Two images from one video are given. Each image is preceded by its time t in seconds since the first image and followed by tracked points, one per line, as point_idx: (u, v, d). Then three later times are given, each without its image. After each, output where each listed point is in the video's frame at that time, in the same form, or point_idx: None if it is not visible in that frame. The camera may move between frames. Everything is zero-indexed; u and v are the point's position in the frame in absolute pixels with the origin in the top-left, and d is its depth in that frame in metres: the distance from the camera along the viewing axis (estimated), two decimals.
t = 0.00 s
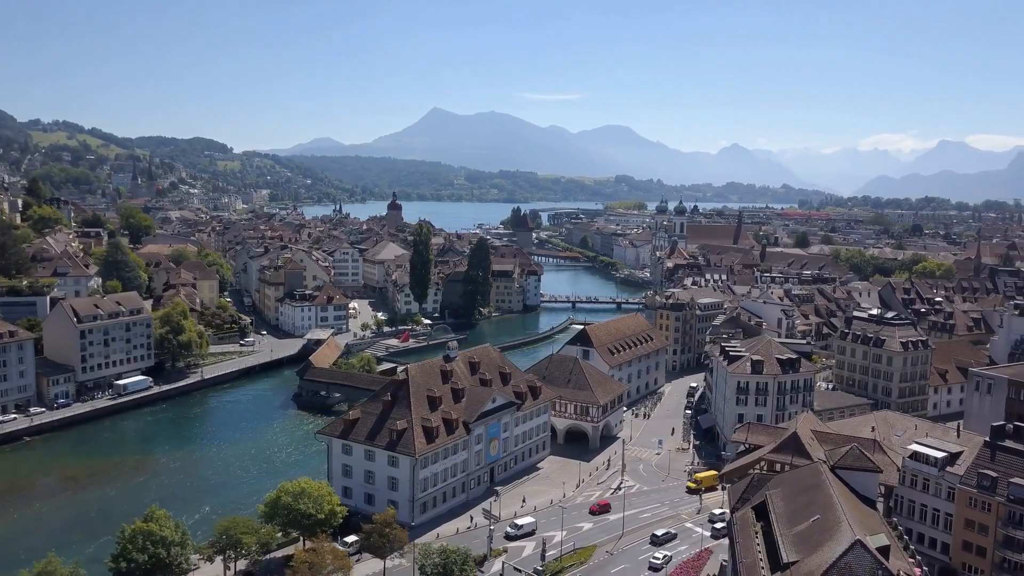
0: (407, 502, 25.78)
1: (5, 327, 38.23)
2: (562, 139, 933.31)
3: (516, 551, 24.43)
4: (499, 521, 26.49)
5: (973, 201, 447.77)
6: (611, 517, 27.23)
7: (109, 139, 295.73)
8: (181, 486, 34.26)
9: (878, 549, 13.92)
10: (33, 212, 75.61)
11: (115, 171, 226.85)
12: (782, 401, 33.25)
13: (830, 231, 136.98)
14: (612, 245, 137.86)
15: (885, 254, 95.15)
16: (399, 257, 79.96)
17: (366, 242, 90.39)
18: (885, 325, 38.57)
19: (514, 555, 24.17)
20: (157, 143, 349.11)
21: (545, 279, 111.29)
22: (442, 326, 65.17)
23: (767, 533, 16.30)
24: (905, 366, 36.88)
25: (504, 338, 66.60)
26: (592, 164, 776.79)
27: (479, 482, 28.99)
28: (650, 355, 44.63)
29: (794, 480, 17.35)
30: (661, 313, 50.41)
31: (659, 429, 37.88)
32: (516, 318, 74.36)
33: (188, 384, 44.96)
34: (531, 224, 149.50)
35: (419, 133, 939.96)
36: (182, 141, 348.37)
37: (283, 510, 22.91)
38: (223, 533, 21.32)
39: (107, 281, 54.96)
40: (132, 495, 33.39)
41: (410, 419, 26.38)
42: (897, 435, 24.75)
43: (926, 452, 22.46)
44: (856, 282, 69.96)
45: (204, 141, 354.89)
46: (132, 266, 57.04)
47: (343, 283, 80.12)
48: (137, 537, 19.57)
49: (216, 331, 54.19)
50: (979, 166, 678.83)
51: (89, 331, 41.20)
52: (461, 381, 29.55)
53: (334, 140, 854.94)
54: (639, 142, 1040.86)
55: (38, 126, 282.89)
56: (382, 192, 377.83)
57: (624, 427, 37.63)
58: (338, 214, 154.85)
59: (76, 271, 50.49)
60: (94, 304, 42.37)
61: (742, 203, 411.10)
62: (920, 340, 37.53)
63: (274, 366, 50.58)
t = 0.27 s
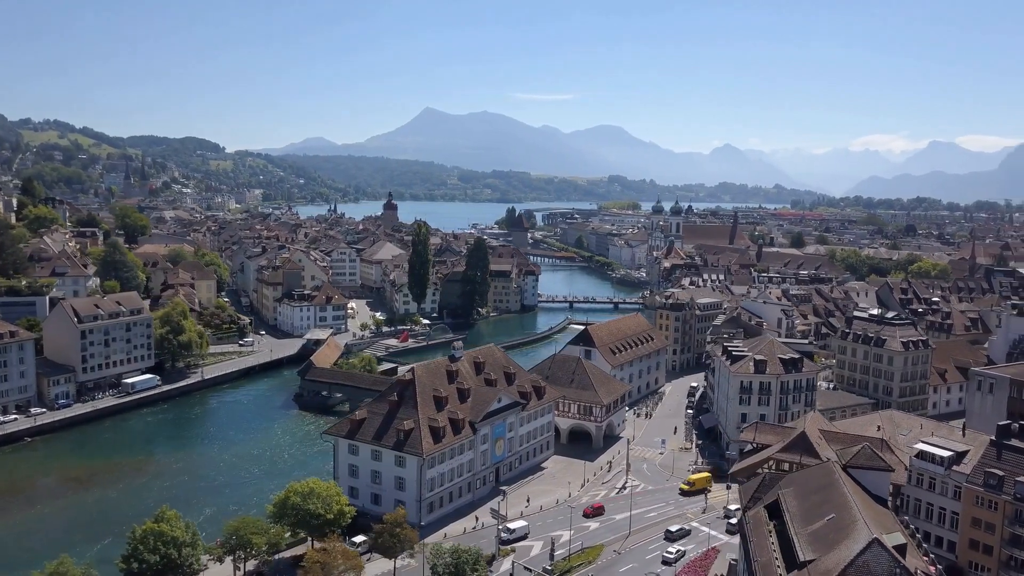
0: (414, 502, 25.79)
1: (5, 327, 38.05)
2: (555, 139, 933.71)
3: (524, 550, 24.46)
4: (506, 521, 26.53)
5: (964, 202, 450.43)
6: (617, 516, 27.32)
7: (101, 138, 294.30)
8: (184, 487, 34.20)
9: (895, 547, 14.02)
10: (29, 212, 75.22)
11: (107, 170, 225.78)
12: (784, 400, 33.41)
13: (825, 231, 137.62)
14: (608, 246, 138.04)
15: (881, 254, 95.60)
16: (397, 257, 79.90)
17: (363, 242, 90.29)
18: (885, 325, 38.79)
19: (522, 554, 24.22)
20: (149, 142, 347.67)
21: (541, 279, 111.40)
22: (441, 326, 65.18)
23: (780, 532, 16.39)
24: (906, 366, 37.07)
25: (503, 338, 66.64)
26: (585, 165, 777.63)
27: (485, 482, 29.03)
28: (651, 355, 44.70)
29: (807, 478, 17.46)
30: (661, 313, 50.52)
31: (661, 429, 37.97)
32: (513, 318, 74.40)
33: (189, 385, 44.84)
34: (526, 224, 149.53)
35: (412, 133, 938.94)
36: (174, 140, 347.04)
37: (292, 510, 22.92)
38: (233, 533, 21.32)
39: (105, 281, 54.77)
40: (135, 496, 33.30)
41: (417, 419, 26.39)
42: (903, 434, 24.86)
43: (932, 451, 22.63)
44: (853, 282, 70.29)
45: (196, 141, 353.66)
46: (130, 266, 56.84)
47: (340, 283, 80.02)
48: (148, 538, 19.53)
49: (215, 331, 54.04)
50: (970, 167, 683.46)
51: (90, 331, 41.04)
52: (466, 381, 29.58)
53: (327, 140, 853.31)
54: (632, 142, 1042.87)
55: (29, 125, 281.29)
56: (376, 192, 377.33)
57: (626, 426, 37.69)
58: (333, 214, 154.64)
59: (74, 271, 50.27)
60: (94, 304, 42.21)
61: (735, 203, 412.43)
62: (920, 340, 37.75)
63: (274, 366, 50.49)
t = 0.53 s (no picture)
0: (421, 502, 25.80)
1: (6, 327, 37.91)
2: (549, 139, 933.97)
3: (531, 550, 24.50)
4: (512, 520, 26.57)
5: (957, 202, 452.37)
6: (623, 516, 27.39)
7: (94, 138, 293.17)
8: (188, 487, 34.15)
9: (909, 546, 14.10)
10: (25, 212, 74.94)
11: (101, 169, 224.85)
12: (787, 400, 33.53)
13: (820, 231, 138.08)
14: (604, 245, 138.26)
15: (877, 254, 95.99)
16: (395, 258, 79.86)
17: (360, 242, 90.19)
18: (886, 325, 38.95)
19: (529, 554, 24.27)
20: (143, 142, 346.45)
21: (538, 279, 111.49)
22: (440, 326, 65.16)
23: (793, 531, 16.48)
24: (907, 366, 37.24)
25: (502, 338, 66.65)
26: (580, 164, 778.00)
27: (490, 482, 29.07)
28: (652, 355, 44.78)
29: (818, 478, 17.55)
30: (662, 313, 50.64)
31: (663, 428, 38.05)
32: (512, 318, 74.44)
33: (190, 385, 44.76)
34: (523, 224, 149.52)
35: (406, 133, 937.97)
36: (168, 140, 345.88)
37: (300, 510, 22.93)
38: (242, 534, 21.32)
39: (104, 281, 54.64)
40: (138, 497, 33.22)
41: (423, 419, 26.41)
42: (908, 433, 24.93)
43: (939, 451, 22.70)
44: (850, 282, 70.52)
45: (190, 140, 352.57)
46: (129, 266, 56.71)
47: (338, 283, 79.96)
48: (158, 538, 19.52)
49: (215, 331, 53.94)
50: (963, 167, 686.52)
51: (90, 331, 40.92)
52: (471, 380, 29.60)
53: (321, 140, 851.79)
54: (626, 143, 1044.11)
55: (21, 124, 279.89)
56: (370, 192, 376.78)
57: (629, 426, 37.77)
58: (329, 214, 154.42)
59: (74, 271, 50.13)
60: (95, 304, 42.10)
61: (729, 203, 413.42)
62: (921, 340, 37.92)
63: (274, 366, 50.43)
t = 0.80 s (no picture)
0: (429, 502, 25.81)
1: (7, 327, 37.74)
2: (542, 139, 934.52)
3: (540, 550, 24.57)
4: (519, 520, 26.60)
5: (948, 203, 454.69)
6: (630, 515, 27.48)
7: (85, 137, 291.72)
8: (192, 488, 34.09)
9: (926, 544, 14.22)
10: (21, 211, 74.57)
11: (93, 169, 223.71)
12: (790, 399, 33.68)
13: (815, 231, 138.64)
14: (600, 245, 138.50)
15: (872, 254, 96.44)
16: (392, 258, 79.79)
17: (357, 242, 90.08)
18: (887, 325, 39.16)
19: (538, 553, 24.32)
20: (135, 141, 344.89)
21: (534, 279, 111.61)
22: (439, 326, 65.13)
23: (807, 530, 16.58)
24: (908, 365, 37.46)
25: (500, 338, 66.67)
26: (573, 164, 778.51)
27: (496, 482, 29.07)
28: (653, 355, 44.89)
29: (831, 477, 17.66)
30: (662, 313, 50.83)
31: (666, 428, 38.16)
32: (510, 318, 74.49)
33: (191, 386, 44.64)
34: (518, 224, 149.55)
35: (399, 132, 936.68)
36: (160, 139, 344.49)
37: (310, 510, 22.93)
38: (253, 534, 21.31)
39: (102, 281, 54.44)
40: (142, 498, 33.16)
41: (431, 419, 26.43)
42: (914, 432, 25.01)
43: (946, 450, 22.78)
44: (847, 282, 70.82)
45: (182, 139, 351.21)
46: (127, 266, 56.52)
47: (336, 283, 79.87)
48: (170, 539, 19.49)
49: (214, 331, 53.81)
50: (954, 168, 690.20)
51: (91, 332, 40.77)
52: (477, 380, 29.63)
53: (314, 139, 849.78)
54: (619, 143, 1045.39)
55: (12, 123, 278.19)
56: (364, 192, 376.07)
57: (631, 426, 37.85)
58: (324, 213, 154.09)
59: (72, 271, 49.93)
60: (95, 304, 41.96)
61: (723, 203, 414.45)
62: (922, 339, 38.13)
63: (274, 367, 50.34)
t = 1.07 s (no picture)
0: (437, 502, 25.82)
1: (8, 328, 37.56)
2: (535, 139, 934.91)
3: (549, 549, 24.59)
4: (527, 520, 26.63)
5: (940, 203, 457.23)
6: (636, 515, 27.54)
7: (77, 137, 290.14)
8: (197, 489, 34.01)
9: (944, 542, 14.30)
10: (17, 211, 74.20)
11: (85, 168, 222.59)
12: (793, 399, 33.83)
13: (809, 231, 139.20)
14: (595, 246, 138.71)
15: (867, 254, 96.88)
16: (390, 258, 79.72)
17: (354, 242, 89.95)
18: (888, 324, 39.39)
19: (547, 553, 24.35)
20: (127, 141, 343.30)
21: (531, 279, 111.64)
22: (438, 326, 65.11)
23: (822, 529, 16.66)
24: (909, 365, 37.68)
25: (499, 338, 66.69)
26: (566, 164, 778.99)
27: (503, 482, 29.09)
28: (654, 355, 45.01)
29: (844, 476, 17.75)
30: (662, 313, 51.05)
31: (669, 428, 38.26)
32: (508, 318, 74.54)
33: (192, 386, 44.50)
34: (513, 223, 149.59)
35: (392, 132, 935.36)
36: (152, 139, 343.04)
37: (319, 511, 22.89)
38: (264, 535, 21.28)
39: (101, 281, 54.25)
40: (146, 499, 33.05)
41: (438, 419, 26.45)
42: (920, 431, 25.14)
43: (954, 448, 22.43)
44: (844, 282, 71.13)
45: (175, 139, 349.88)
46: (125, 266, 56.34)
47: (333, 283, 79.76)
48: (183, 540, 19.45)
49: (214, 332, 53.67)
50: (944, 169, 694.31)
51: (92, 332, 40.61)
52: (483, 380, 29.65)
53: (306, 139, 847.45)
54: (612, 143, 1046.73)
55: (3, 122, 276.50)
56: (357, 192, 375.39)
57: (634, 426, 37.95)
58: (319, 213, 153.83)
59: (71, 271, 49.74)
60: (96, 305, 41.82)
61: (716, 203, 415.41)
62: (922, 339, 38.35)
63: (274, 367, 50.26)
